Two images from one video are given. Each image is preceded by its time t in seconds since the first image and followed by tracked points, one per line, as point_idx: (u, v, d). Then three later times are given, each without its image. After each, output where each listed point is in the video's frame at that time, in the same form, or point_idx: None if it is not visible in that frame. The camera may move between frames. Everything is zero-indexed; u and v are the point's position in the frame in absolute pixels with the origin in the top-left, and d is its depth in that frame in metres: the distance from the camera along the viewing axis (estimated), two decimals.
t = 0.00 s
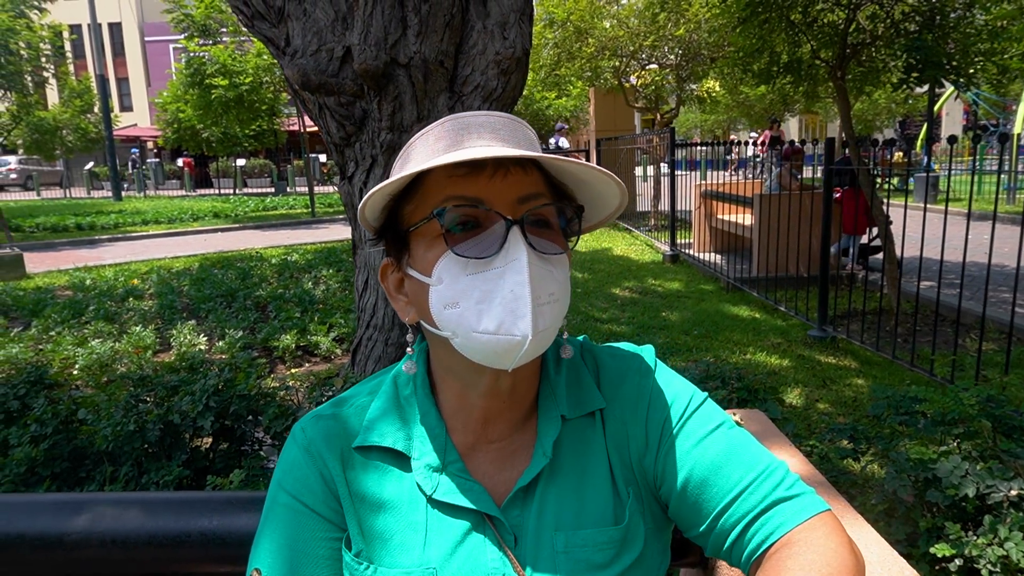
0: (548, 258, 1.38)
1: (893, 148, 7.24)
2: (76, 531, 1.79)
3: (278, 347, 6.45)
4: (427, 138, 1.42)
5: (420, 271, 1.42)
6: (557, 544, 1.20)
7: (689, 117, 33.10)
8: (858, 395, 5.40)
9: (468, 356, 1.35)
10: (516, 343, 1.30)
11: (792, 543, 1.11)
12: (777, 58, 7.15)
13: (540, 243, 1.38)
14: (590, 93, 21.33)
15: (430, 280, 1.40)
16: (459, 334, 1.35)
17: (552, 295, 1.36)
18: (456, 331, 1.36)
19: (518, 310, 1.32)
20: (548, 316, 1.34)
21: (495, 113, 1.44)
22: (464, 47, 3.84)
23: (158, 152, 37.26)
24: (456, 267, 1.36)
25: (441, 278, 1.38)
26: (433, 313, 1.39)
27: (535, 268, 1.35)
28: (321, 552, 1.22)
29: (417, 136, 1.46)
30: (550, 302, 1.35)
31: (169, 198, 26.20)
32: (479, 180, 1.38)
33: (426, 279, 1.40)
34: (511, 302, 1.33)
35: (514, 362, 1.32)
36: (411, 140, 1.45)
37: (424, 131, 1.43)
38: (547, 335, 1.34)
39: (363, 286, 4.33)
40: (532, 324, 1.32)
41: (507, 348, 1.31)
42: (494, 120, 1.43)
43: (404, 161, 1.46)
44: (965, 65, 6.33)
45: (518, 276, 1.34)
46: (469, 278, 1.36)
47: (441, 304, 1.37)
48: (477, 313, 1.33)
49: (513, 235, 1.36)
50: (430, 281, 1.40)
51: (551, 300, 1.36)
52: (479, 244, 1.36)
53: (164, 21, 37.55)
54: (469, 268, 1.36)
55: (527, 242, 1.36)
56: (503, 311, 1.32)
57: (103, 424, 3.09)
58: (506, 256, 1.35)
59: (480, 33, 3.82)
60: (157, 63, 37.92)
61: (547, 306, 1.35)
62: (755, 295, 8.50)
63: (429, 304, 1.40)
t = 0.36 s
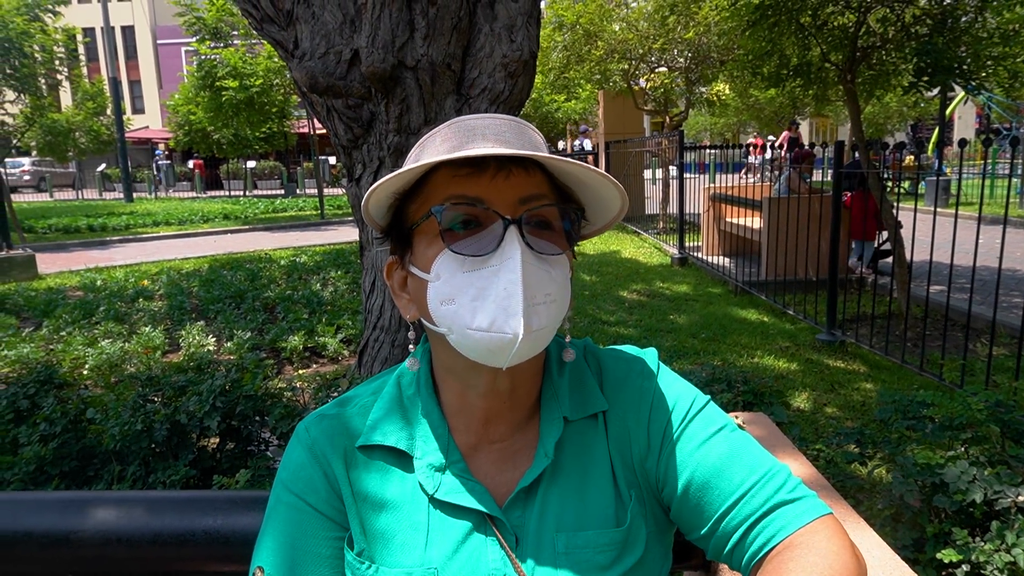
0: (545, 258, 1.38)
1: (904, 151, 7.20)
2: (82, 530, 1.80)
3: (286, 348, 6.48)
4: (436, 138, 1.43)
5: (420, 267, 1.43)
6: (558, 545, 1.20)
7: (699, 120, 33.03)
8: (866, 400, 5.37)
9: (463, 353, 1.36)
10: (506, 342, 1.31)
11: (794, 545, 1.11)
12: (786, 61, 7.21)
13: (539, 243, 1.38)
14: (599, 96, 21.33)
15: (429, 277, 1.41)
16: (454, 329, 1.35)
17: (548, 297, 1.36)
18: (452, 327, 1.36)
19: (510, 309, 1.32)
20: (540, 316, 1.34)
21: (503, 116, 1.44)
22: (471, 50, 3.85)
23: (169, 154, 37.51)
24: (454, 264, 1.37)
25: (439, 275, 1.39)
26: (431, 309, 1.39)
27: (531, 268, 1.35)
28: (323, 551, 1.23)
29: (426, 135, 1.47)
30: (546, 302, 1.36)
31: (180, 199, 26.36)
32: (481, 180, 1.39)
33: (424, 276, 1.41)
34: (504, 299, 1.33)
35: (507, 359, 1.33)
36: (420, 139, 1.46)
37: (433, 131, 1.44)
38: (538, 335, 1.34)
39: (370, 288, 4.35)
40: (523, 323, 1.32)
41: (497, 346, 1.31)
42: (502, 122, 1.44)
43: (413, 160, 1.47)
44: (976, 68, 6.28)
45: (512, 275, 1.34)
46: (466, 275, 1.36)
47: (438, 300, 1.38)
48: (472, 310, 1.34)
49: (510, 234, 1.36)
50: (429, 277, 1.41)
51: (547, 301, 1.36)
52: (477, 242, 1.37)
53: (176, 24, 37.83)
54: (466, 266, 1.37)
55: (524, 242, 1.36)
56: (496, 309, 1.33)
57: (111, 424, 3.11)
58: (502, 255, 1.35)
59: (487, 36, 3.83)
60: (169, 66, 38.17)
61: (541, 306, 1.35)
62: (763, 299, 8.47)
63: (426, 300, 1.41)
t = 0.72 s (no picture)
0: (546, 259, 1.38)
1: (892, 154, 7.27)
2: (68, 531, 1.79)
3: (274, 348, 6.45)
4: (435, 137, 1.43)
5: (420, 267, 1.41)
6: (552, 546, 1.20)
7: (689, 123, 33.17)
8: (855, 401, 5.40)
9: (463, 354, 1.34)
10: (511, 342, 1.30)
11: (788, 546, 1.11)
12: (776, 64, 7.22)
13: (539, 242, 1.37)
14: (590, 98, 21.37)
15: (430, 276, 1.40)
16: (455, 330, 1.34)
17: (549, 296, 1.35)
18: (453, 328, 1.35)
19: (515, 309, 1.31)
20: (542, 316, 1.33)
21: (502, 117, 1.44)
22: (463, 50, 3.85)
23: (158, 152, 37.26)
24: (455, 264, 1.36)
25: (441, 274, 1.38)
26: (431, 309, 1.38)
27: (533, 267, 1.34)
28: (315, 551, 1.22)
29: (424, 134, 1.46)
30: (546, 302, 1.35)
31: (168, 199, 26.19)
32: (481, 178, 1.39)
33: (424, 276, 1.40)
34: (507, 300, 1.32)
35: (508, 360, 1.32)
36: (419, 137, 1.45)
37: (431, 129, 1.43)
38: (540, 336, 1.34)
39: (359, 288, 4.34)
40: (527, 323, 1.31)
41: (501, 347, 1.31)
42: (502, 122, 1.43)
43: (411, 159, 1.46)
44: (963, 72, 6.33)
45: (515, 275, 1.33)
46: (467, 275, 1.35)
47: (439, 301, 1.37)
48: (474, 310, 1.33)
49: (512, 234, 1.36)
50: (429, 277, 1.39)
51: (548, 300, 1.35)
52: (480, 241, 1.36)
53: (166, 22, 37.62)
54: (468, 266, 1.36)
55: (526, 242, 1.36)
56: (500, 309, 1.32)
57: (97, 424, 3.08)
58: (505, 255, 1.34)
59: (479, 36, 3.83)
60: (158, 64, 37.94)
61: (542, 306, 1.34)
62: (752, 301, 8.52)
63: (427, 301, 1.40)
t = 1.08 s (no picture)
0: (551, 254, 1.35)
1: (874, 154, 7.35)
2: (54, 542, 1.74)
3: (259, 350, 6.37)
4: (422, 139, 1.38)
5: (421, 271, 1.38)
6: (559, 552, 1.18)
7: (670, 123, 33.34)
8: (840, 399, 5.44)
9: (472, 356, 1.32)
10: (526, 339, 1.28)
11: (800, 548, 1.10)
12: (758, 64, 7.26)
13: (543, 237, 1.35)
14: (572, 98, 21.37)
15: (433, 280, 1.36)
16: (465, 332, 1.31)
17: (556, 291, 1.33)
18: (461, 330, 1.32)
19: (528, 306, 1.29)
20: (553, 311, 1.32)
21: (489, 113, 1.40)
22: (451, 48, 3.82)
23: (135, 152, 36.77)
24: (460, 266, 1.33)
25: (444, 277, 1.34)
26: (437, 313, 1.35)
27: (541, 263, 1.32)
28: (317, 562, 1.19)
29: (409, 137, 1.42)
30: (555, 298, 1.33)
31: (146, 199, 25.84)
32: (478, 176, 1.35)
33: (427, 280, 1.36)
34: (519, 297, 1.31)
35: (520, 359, 1.30)
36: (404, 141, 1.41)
37: (417, 132, 1.39)
38: (553, 331, 1.32)
39: (347, 289, 4.30)
40: (541, 319, 1.30)
41: (516, 345, 1.29)
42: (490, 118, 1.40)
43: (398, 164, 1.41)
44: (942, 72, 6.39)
45: (525, 273, 1.31)
46: (474, 276, 1.32)
47: (446, 304, 1.33)
48: (483, 310, 1.31)
49: (517, 230, 1.33)
50: (432, 280, 1.36)
51: (556, 295, 1.33)
52: (484, 240, 1.33)
53: (143, 21, 37.13)
54: (473, 266, 1.33)
55: (532, 238, 1.33)
56: (511, 308, 1.30)
57: (80, 430, 3.02)
58: (511, 252, 1.32)
59: (467, 35, 3.80)
60: (135, 63, 37.42)
61: (552, 301, 1.33)
62: (736, 299, 8.57)
63: (431, 305, 1.36)
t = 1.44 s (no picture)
0: (563, 253, 1.32)
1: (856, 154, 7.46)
2: (42, 551, 1.70)
3: (243, 349, 6.27)
4: (420, 139, 1.33)
5: (427, 277, 1.33)
6: (576, 559, 1.15)
7: (652, 121, 33.46)
8: (826, 397, 5.47)
9: (484, 363, 1.28)
10: (541, 345, 1.24)
11: (823, 554, 1.08)
12: (743, 62, 7.27)
13: (553, 237, 1.31)
14: (556, 96, 21.36)
15: (441, 286, 1.32)
16: (477, 339, 1.27)
17: (569, 293, 1.30)
18: (473, 338, 1.28)
19: (542, 312, 1.26)
20: (568, 314, 1.28)
21: (488, 110, 1.35)
22: (442, 44, 3.77)
23: (112, 148, 36.19)
24: (470, 271, 1.29)
25: (453, 283, 1.30)
26: (447, 321, 1.31)
27: (554, 265, 1.29)
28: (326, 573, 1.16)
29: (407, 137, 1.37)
30: (568, 300, 1.30)
31: (124, 195, 25.44)
32: (483, 176, 1.30)
33: (434, 286, 1.32)
34: (532, 302, 1.27)
35: (534, 364, 1.26)
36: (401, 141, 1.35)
37: (415, 132, 1.33)
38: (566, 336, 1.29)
39: (334, 287, 4.25)
40: (556, 324, 1.26)
41: (531, 352, 1.25)
42: (489, 115, 1.35)
43: (397, 165, 1.36)
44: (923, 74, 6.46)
45: (537, 276, 1.27)
46: (483, 280, 1.28)
47: (455, 311, 1.29)
48: (495, 317, 1.27)
49: (527, 232, 1.28)
50: (439, 287, 1.31)
51: (569, 297, 1.30)
52: (492, 244, 1.28)
53: (120, 14, 36.53)
54: (483, 272, 1.28)
55: (543, 239, 1.29)
56: (524, 313, 1.26)
57: (63, 433, 2.94)
58: (522, 255, 1.28)
59: (459, 30, 3.74)
60: (111, 57, 36.85)
61: (567, 304, 1.29)
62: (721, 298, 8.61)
63: (440, 313, 1.32)
